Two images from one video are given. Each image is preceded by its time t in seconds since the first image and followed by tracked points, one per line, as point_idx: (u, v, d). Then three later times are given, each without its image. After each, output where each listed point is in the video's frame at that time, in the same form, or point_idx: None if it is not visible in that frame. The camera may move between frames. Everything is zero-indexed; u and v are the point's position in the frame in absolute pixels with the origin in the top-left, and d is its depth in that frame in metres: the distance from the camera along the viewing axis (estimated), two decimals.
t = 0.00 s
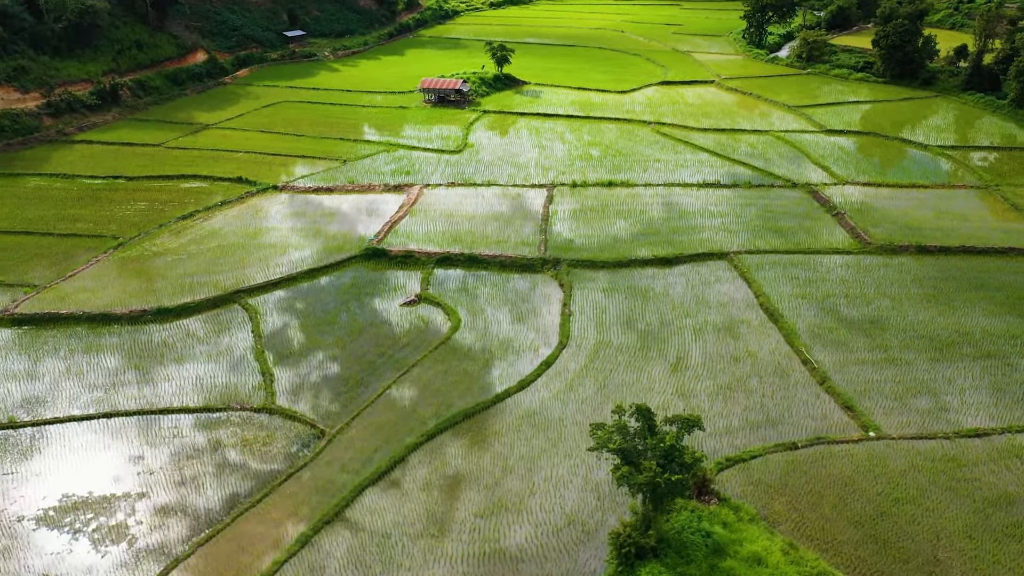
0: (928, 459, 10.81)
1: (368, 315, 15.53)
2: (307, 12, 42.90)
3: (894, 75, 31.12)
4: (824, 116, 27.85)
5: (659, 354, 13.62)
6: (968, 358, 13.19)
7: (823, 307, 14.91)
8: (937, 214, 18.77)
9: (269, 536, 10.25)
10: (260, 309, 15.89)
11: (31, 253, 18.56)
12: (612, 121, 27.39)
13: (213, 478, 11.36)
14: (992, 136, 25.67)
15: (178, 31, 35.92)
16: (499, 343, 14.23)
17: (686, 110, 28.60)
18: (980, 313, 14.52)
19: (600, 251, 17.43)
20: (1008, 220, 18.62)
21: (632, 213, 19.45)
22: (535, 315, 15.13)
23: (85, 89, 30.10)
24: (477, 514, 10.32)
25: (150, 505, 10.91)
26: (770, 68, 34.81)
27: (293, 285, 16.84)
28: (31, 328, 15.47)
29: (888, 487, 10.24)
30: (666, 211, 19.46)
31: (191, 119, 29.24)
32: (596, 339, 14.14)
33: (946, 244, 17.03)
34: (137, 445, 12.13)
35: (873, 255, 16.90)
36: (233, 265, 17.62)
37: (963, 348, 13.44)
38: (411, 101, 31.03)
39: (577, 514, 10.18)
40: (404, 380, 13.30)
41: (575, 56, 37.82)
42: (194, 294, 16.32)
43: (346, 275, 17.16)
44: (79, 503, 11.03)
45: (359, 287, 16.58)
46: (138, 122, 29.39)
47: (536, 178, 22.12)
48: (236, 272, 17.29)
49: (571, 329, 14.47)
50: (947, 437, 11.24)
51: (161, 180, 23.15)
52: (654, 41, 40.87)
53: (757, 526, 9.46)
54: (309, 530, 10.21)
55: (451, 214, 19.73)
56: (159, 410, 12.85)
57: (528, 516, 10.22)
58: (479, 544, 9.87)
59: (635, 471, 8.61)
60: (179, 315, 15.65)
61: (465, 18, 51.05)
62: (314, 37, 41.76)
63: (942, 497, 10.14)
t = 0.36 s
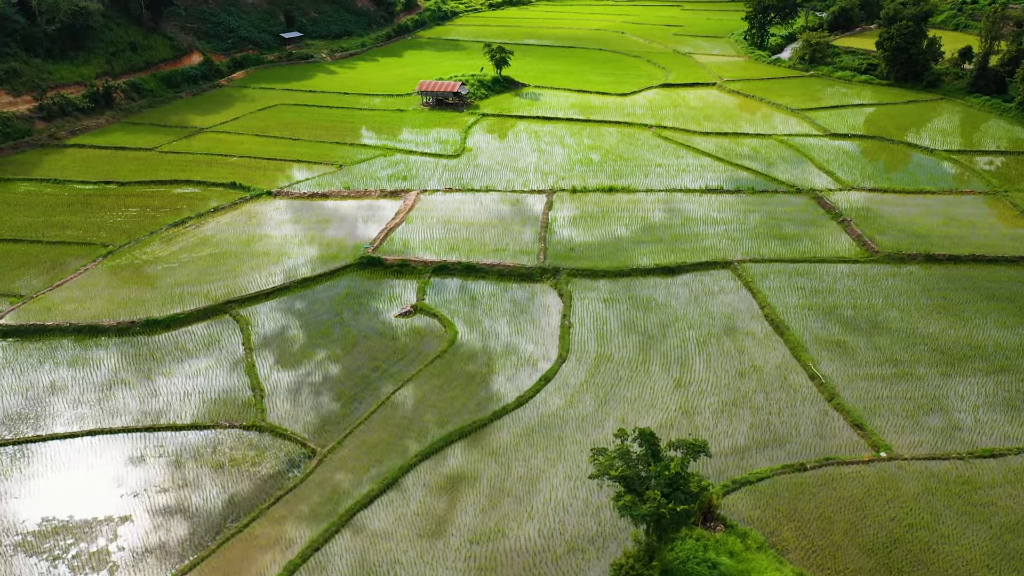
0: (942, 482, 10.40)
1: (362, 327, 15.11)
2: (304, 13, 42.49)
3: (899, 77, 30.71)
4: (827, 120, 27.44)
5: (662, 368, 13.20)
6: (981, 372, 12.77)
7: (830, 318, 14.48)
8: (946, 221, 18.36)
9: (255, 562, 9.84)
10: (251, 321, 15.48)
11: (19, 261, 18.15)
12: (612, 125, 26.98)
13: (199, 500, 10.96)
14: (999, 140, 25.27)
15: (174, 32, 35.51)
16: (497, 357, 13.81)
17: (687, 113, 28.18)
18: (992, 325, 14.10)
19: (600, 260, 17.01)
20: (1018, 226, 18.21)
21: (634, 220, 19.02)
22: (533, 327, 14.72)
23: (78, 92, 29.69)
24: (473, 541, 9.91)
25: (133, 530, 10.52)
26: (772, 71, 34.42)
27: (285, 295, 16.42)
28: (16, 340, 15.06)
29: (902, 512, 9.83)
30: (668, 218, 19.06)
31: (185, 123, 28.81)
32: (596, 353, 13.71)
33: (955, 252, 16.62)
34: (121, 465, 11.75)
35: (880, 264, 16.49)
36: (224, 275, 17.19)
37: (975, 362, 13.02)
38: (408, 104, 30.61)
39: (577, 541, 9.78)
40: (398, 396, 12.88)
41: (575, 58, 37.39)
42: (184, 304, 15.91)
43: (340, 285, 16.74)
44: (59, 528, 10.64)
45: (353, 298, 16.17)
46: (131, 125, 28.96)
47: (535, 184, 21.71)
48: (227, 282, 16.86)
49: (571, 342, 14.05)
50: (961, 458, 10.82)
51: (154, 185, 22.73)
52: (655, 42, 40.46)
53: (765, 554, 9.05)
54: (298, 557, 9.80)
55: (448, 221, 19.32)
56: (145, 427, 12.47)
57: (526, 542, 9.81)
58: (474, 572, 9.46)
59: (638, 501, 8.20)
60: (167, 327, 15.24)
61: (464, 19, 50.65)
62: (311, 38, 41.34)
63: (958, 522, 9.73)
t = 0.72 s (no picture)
0: (957, 505, 9.99)
1: (356, 339, 14.71)
2: (301, 14, 42.08)
3: (903, 79, 30.31)
4: (831, 123, 27.02)
5: (664, 383, 12.79)
6: (994, 388, 12.36)
7: (838, 330, 14.06)
8: (954, 228, 17.94)
9: None
10: (242, 332, 15.08)
11: (6, 269, 17.75)
12: (612, 128, 26.56)
13: (183, 523, 10.61)
14: (1006, 143, 24.85)
15: (169, 34, 35.10)
16: (494, 371, 13.40)
17: (689, 116, 27.77)
18: (1004, 338, 13.68)
19: (601, 269, 16.59)
20: None
21: (635, 227, 18.59)
22: (532, 339, 14.31)
23: (71, 95, 29.28)
24: (468, 569, 9.52)
25: (114, 556, 10.20)
26: (775, 73, 34.00)
27: (278, 305, 16.02)
28: None
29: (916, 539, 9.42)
30: (670, 225, 18.63)
31: (179, 126, 28.39)
32: (596, 367, 13.29)
33: (965, 261, 16.21)
34: (105, 486, 11.43)
35: (888, 273, 16.07)
36: (215, 284, 16.78)
37: (988, 378, 12.60)
38: (406, 107, 30.20)
39: (576, 569, 9.38)
40: (392, 413, 12.47)
41: (575, 60, 36.97)
42: (173, 315, 15.51)
43: (334, 294, 16.33)
44: (38, 553, 10.34)
45: (347, 308, 15.76)
46: (125, 128, 28.55)
47: (534, 189, 21.29)
48: (218, 291, 16.46)
49: (570, 355, 13.63)
50: (976, 480, 10.41)
51: (146, 190, 22.34)
52: (656, 44, 40.04)
53: None
54: None
55: (445, 228, 18.91)
56: (130, 446, 12.13)
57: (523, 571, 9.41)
58: None
59: (642, 533, 7.81)
60: (155, 339, 14.86)
61: (463, 20, 50.23)
62: (309, 40, 40.91)
63: (975, 550, 9.33)
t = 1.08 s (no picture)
0: (974, 532, 9.57)
1: (349, 352, 14.27)
2: (298, 16, 41.65)
3: (907, 82, 29.92)
4: (835, 126, 26.61)
5: (668, 400, 12.36)
6: (1009, 406, 11.93)
7: (846, 344, 13.63)
8: (963, 237, 17.53)
9: None
10: (232, 345, 14.65)
11: None
12: (612, 132, 26.14)
13: (166, 550, 10.19)
14: (1013, 148, 24.44)
15: (164, 36, 34.66)
16: (491, 387, 12.96)
17: (690, 120, 27.35)
18: (1018, 352, 13.26)
19: (601, 279, 16.16)
20: None
21: (637, 235, 18.16)
22: (530, 352, 13.89)
23: (63, 98, 28.85)
24: None
25: None
26: (777, 75, 33.59)
27: (270, 315, 15.58)
28: None
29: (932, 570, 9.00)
30: (672, 232, 18.21)
31: (173, 129, 27.94)
32: (597, 382, 12.86)
33: (975, 271, 15.79)
34: (88, 510, 11.03)
35: (896, 283, 15.65)
36: (206, 294, 16.34)
37: (1003, 394, 12.18)
38: (403, 110, 29.78)
39: None
40: (385, 431, 12.05)
41: (575, 62, 36.55)
42: (161, 327, 15.07)
43: (328, 305, 15.90)
44: None
45: (340, 320, 15.32)
46: (118, 132, 28.11)
47: (533, 195, 20.87)
48: (208, 302, 16.02)
49: (570, 370, 13.21)
50: (993, 504, 9.99)
51: (137, 196, 21.92)
52: (657, 46, 39.63)
53: None
54: None
55: (442, 236, 18.49)
56: (114, 466, 11.70)
57: None
58: None
59: (645, 570, 7.35)
60: (142, 352, 14.43)
61: (462, 22, 49.81)
62: (306, 41, 40.48)
63: None
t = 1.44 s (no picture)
0: (991, 561, 9.16)
1: (342, 366, 13.85)
2: (295, 17, 41.25)
3: (912, 86, 29.51)
4: (839, 131, 26.20)
5: (670, 418, 11.95)
6: None
7: (854, 359, 13.21)
8: (972, 245, 17.12)
9: None
10: (221, 358, 14.24)
11: None
12: (612, 136, 25.74)
13: None
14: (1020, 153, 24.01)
15: (159, 38, 34.24)
16: (488, 403, 12.54)
17: (692, 124, 26.96)
18: None
19: (602, 289, 15.74)
20: None
21: (638, 243, 17.75)
22: (529, 367, 13.47)
23: (56, 101, 28.44)
24: None
25: None
26: (779, 78, 33.20)
27: (261, 328, 15.18)
28: None
29: None
30: (673, 241, 17.80)
31: (166, 133, 27.51)
32: (598, 399, 12.45)
33: (985, 282, 15.38)
34: (68, 534, 10.63)
35: (904, 294, 15.24)
36: (196, 305, 15.92)
37: (1018, 413, 11.75)
38: (401, 114, 29.38)
39: None
40: (378, 451, 11.63)
41: (575, 65, 36.15)
42: (149, 340, 14.67)
43: (321, 316, 15.49)
44: None
45: (334, 332, 14.92)
46: (110, 135, 27.69)
47: (532, 201, 20.47)
48: (198, 313, 15.62)
49: (569, 386, 12.80)
50: (1012, 531, 9.56)
51: (128, 202, 21.51)
52: (657, 48, 39.23)
53: None
54: None
55: (438, 245, 18.07)
56: (95, 488, 11.29)
57: None
58: None
59: None
60: (129, 366, 14.03)
61: (461, 23, 49.43)
62: (303, 43, 40.08)
63: None
